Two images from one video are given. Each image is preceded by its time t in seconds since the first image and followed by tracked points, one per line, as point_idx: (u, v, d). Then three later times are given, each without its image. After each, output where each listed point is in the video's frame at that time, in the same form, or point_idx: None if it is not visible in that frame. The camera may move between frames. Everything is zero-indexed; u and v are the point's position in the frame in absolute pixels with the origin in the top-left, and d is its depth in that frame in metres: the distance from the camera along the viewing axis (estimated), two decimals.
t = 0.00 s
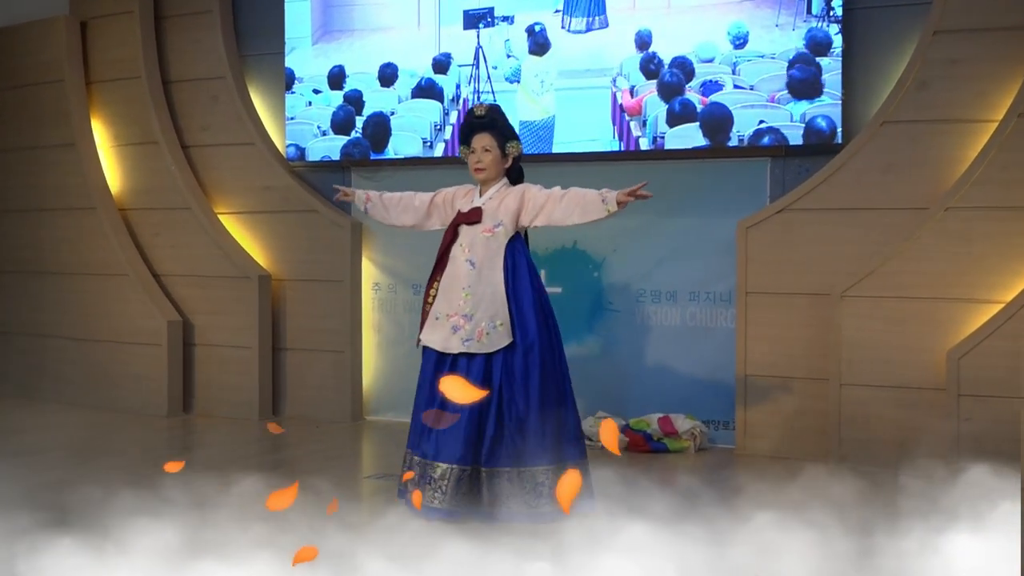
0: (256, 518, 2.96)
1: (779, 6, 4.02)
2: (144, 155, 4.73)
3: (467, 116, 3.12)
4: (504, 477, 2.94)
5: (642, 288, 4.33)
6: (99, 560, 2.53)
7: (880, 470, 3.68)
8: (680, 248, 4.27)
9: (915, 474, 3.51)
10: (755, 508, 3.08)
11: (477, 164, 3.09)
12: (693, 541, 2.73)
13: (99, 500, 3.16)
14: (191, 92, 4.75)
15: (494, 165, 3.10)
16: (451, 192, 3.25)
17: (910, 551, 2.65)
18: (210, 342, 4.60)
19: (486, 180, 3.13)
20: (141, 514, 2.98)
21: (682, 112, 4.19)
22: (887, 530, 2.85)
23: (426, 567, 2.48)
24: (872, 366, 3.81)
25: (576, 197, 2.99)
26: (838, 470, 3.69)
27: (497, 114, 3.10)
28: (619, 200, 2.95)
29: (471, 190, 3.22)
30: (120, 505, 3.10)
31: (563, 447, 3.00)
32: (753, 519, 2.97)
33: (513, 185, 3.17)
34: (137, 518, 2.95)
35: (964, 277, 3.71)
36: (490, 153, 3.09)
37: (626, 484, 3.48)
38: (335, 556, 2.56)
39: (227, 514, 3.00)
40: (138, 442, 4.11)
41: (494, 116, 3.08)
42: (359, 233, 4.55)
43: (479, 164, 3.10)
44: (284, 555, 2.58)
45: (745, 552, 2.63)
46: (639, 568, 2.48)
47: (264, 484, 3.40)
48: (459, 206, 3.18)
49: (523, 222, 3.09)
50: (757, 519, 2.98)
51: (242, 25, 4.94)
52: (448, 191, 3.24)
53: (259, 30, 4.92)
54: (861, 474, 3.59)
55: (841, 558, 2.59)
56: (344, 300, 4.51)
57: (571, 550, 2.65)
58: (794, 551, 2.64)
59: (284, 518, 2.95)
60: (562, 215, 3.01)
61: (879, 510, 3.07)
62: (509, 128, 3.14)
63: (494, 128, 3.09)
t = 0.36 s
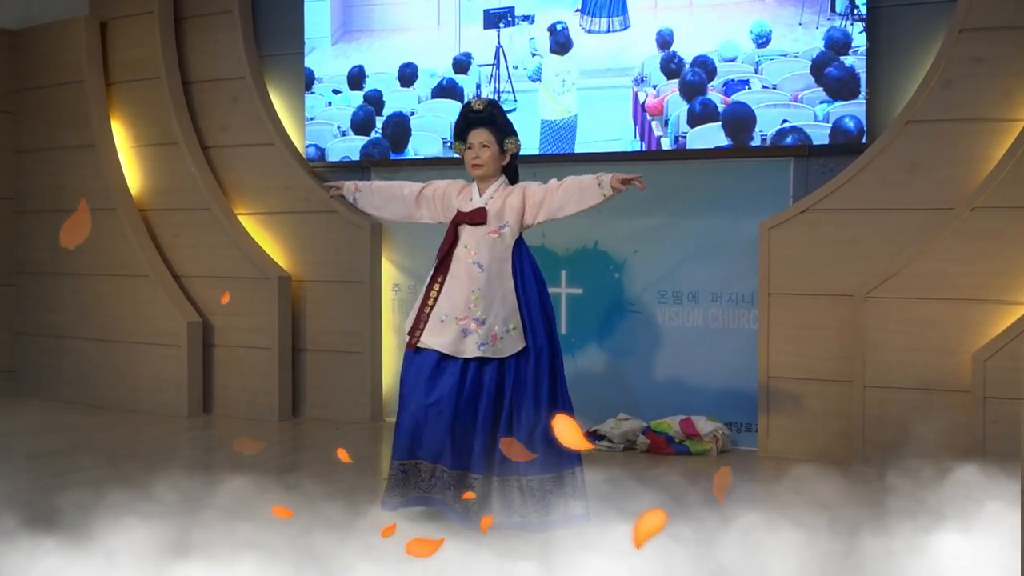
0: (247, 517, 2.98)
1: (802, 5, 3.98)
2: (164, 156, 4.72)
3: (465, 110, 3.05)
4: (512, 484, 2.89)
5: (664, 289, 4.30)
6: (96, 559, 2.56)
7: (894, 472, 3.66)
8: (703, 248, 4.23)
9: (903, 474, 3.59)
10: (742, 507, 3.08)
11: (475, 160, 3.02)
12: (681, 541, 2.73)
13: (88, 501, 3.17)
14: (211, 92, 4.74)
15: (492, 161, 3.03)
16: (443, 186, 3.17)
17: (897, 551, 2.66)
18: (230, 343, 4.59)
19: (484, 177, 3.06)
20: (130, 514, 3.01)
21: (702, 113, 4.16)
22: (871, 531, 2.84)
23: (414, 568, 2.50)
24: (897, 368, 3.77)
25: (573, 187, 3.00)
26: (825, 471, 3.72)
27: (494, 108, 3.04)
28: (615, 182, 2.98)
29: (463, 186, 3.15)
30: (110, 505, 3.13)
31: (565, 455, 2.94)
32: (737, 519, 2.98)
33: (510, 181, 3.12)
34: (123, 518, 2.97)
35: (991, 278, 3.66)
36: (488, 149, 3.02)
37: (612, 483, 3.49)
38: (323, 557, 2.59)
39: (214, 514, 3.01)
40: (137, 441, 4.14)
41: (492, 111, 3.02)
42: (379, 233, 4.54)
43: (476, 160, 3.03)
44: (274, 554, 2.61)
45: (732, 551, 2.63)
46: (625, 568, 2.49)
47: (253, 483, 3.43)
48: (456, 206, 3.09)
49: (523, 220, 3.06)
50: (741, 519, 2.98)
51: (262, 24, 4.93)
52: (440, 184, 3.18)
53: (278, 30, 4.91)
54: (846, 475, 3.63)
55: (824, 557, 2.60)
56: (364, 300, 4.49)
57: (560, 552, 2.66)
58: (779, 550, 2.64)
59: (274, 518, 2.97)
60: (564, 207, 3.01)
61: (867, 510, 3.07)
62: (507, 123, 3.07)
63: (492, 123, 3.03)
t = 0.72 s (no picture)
0: (233, 517, 3.00)
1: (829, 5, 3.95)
2: (191, 157, 4.75)
3: (466, 107, 2.94)
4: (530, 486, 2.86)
5: (690, 289, 4.29)
6: (82, 560, 2.58)
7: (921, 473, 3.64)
8: (730, 248, 4.22)
9: (892, 473, 3.64)
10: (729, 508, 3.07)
11: (474, 158, 2.90)
12: (670, 541, 2.74)
13: (77, 501, 3.19)
14: (237, 94, 4.76)
15: (492, 161, 2.91)
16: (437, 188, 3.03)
17: (885, 550, 2.65)
18: (256, 344, 4.61)
19: (484, 178, 2.94)
20: (117, 513, 3.03)
21: (727, 114, 4.15)
22: (861, 531, 2.83)
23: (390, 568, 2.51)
24: (925, 369, 3.75)
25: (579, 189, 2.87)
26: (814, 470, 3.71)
27: (498, 108, 2.93)
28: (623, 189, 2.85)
29: (460, 186, 3.00)
30: (98, 505, 3.15)
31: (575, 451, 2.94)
32: (725, 518, 2.98)
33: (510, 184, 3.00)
34: (111, 518, 2.99)
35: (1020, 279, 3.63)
36: (488, 148, 2.90)
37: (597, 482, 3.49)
38: (303, 558, 2.60)
39: (201, 513, 3.03)
40: (132, 442, 4.15)
41: (495, 110, 2.91)
42: (405, 234, 4.55)
43: (475, 160, 2.90)
44: (263, 554, 2.63)
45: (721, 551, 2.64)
46: (610, 568, 2.49)
47: (239, 482, 3.45)
48: (455, 207, 2.96)
49: (525, 224, 2.94)
50: (728, 518, 2.98)
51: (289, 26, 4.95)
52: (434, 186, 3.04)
53: (305, 32, 4.93)
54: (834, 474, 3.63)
55: (811, 556, 2.60)
56: (389, 301, 4.49)
57: (546, 554, 2.65)
58: (767, 548, 2.65)
59: (290, 519, 2.97)
60: (569, 214, 2.89)
61: (856, 510, 3.06)
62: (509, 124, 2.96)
63: (495, 122, 2.92)
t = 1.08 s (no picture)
0: (218, 517, 3.13)
1: (837, 16, 4.10)
2: (226, 162, 4.97)
3: (450, 111, 3.08)
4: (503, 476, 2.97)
5: (705, 288, 4.46)
6: (113, 551, 2.78)
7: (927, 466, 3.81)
8: (743, 249, 4.39)
9: (881, 475, 3.63)
10: (714, 508, 3.16)
11: (455, 161, 3.05)
12: (661, 540, 2.82)
13: (66, 502, 3.31)
14: (270, 102, 4.97)
15: (473, 163, 3.06)
16: (429, 188, 3.20)
17: (875, 552, 2.73)
18: (289, 341, 4.81)
19: (468, 178, 3.09)
20: (103, 514, 3.16)
21: (739, 121, 4.31)
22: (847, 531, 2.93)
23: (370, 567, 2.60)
24: (931, 365, 3.92)
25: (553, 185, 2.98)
26: (800, 469, 3.79)
27: (479, 111, 3.06)
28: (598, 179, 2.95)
29: (448, 187, 3.17)
30: (87, 505, 3.27)
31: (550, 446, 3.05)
32: (712, 518, 3.07)
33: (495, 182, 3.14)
34: (99, 519, 3.11)
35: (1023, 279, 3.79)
36: (469, 151, 3.05)
37: (578, 483, 3.56)
38: (287, 557, 2.72)
39: (189, 514, 3.16)
40: (130, 441, 4.27)
41: (477, 113, 3.05)
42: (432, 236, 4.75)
43: (457, 162, 3.06)
44: (248, 554, 2.74)
45: (712, 551, 2.72)
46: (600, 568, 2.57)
47: (226, 482, 3.57)
48: (439, 206, 3.13)
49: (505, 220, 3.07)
50: (711, 519, 3.06)
51: (320, 35, 5.16)
52: (426, 185, 3.20)
53: (335, 42, 5.13)
54: (823, 475, 3.68)
55: (799, 556, 2.67)
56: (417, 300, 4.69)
57: (528, 553, 2.75)
58: (757, 549, 2.73)
59: (331, 510, 3.17)
60: (545, 208, 3.00)
61: (845, 510, 3.16)
62: (492, 125, 3.09)
63: (476, 124, 3.05)
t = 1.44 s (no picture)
0: (202, 517, 3.16)
1: (865, 24, 4.22)
2: (276, 167, 5.20)
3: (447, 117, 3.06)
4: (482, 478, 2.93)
5: (737, 288, 4.59)
6: (174, 530, 3.01)
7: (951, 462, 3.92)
8: (775, 249, 4.52)
9: (867, 474, 3.69)
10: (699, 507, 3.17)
11: (459, 167, 3.06)
12: (649, 541, 2.84)
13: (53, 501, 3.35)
14: (318, 109, 5.19)
15: (476, 167, 3.05)
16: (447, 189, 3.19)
17: (860, 551, 2.75)
18: (335, 339, 5.00)
19: (474, 182, 3.09)
20: (89, 514, 3.20)
21: (770, 125, 4.45)
22: (838, 531, 2.92)
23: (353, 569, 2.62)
24: (956, 362, 4.03)
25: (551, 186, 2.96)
26: (818, 467, 3.85)
27: (475, 113, 3.03)
28: (595, 180, 2.92)
29: (460, 189, 3.17)
30: (75, 506, 3.30)
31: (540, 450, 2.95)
32: (696, 518, 3.08)
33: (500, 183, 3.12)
34: (84, 517, 3.15)
35: None
36: (471, 156, 3.04)
37: (617, 472, 3.74)
38: (271, 557, 2.74)
39: (178, 514, 3.20)
40: (133, 442, 4.32)
41: (472, 117, 3.01)
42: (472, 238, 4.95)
43: (461, 168, 3.07)
44: (233, 554, 2.77)
45: (700, 551, 2.72)
46: (587, 569, 2.59)
47: (212, 482, 3.61)
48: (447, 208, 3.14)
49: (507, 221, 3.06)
50: (698, 519, 3.06)
51: (365, 46, 5.38)
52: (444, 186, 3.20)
53: (380, 52, 5.34)
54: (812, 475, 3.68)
55: (787, 557, 2.66)
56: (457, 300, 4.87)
57: (513, 555, 2.73)
58: (743, 549, 2.74)
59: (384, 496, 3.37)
60: (544, 209, 2.97)
61: (830, 510, 3.16)
62: (491, 125, 3.06)
63: (474, 128, 3.02)
